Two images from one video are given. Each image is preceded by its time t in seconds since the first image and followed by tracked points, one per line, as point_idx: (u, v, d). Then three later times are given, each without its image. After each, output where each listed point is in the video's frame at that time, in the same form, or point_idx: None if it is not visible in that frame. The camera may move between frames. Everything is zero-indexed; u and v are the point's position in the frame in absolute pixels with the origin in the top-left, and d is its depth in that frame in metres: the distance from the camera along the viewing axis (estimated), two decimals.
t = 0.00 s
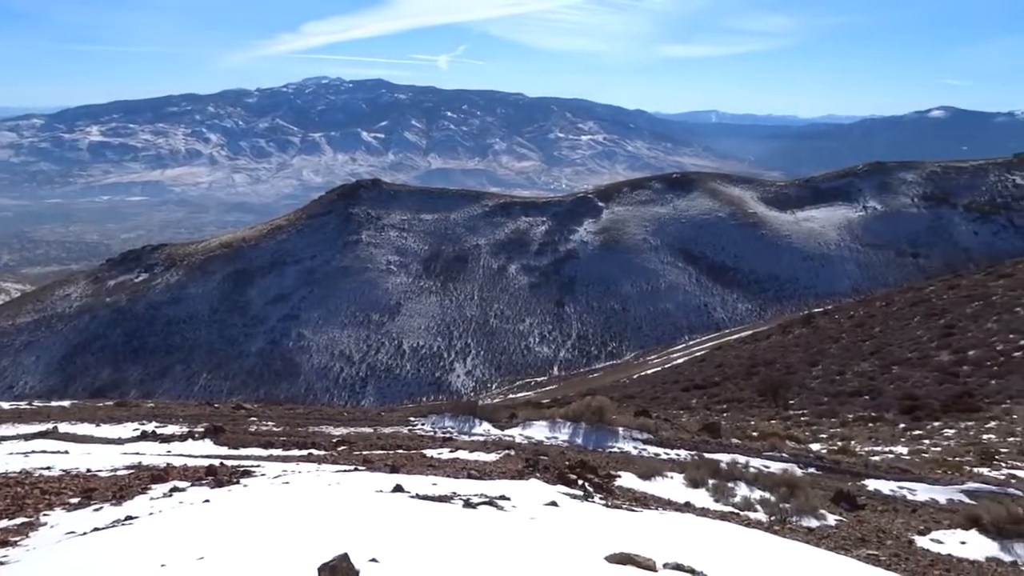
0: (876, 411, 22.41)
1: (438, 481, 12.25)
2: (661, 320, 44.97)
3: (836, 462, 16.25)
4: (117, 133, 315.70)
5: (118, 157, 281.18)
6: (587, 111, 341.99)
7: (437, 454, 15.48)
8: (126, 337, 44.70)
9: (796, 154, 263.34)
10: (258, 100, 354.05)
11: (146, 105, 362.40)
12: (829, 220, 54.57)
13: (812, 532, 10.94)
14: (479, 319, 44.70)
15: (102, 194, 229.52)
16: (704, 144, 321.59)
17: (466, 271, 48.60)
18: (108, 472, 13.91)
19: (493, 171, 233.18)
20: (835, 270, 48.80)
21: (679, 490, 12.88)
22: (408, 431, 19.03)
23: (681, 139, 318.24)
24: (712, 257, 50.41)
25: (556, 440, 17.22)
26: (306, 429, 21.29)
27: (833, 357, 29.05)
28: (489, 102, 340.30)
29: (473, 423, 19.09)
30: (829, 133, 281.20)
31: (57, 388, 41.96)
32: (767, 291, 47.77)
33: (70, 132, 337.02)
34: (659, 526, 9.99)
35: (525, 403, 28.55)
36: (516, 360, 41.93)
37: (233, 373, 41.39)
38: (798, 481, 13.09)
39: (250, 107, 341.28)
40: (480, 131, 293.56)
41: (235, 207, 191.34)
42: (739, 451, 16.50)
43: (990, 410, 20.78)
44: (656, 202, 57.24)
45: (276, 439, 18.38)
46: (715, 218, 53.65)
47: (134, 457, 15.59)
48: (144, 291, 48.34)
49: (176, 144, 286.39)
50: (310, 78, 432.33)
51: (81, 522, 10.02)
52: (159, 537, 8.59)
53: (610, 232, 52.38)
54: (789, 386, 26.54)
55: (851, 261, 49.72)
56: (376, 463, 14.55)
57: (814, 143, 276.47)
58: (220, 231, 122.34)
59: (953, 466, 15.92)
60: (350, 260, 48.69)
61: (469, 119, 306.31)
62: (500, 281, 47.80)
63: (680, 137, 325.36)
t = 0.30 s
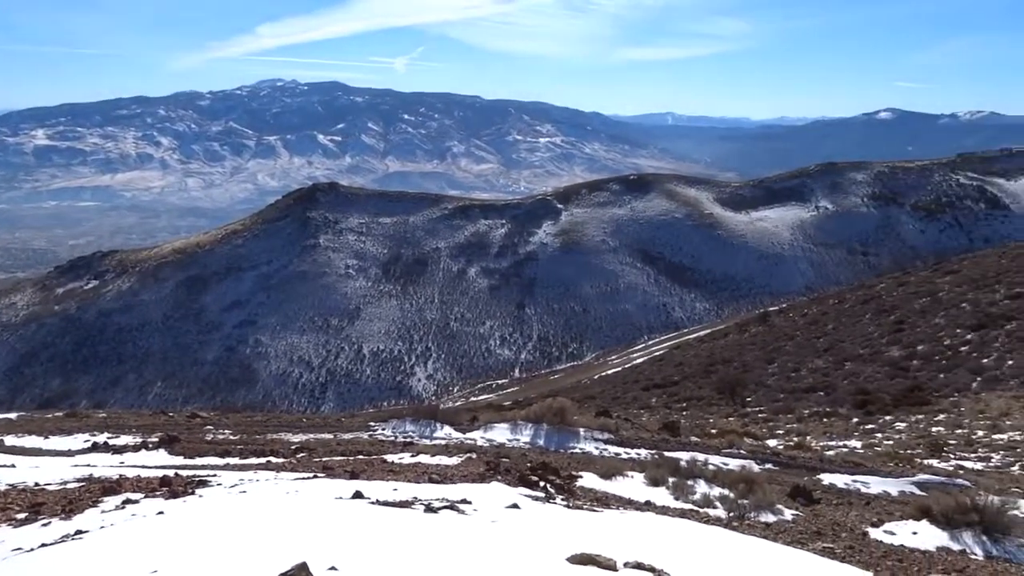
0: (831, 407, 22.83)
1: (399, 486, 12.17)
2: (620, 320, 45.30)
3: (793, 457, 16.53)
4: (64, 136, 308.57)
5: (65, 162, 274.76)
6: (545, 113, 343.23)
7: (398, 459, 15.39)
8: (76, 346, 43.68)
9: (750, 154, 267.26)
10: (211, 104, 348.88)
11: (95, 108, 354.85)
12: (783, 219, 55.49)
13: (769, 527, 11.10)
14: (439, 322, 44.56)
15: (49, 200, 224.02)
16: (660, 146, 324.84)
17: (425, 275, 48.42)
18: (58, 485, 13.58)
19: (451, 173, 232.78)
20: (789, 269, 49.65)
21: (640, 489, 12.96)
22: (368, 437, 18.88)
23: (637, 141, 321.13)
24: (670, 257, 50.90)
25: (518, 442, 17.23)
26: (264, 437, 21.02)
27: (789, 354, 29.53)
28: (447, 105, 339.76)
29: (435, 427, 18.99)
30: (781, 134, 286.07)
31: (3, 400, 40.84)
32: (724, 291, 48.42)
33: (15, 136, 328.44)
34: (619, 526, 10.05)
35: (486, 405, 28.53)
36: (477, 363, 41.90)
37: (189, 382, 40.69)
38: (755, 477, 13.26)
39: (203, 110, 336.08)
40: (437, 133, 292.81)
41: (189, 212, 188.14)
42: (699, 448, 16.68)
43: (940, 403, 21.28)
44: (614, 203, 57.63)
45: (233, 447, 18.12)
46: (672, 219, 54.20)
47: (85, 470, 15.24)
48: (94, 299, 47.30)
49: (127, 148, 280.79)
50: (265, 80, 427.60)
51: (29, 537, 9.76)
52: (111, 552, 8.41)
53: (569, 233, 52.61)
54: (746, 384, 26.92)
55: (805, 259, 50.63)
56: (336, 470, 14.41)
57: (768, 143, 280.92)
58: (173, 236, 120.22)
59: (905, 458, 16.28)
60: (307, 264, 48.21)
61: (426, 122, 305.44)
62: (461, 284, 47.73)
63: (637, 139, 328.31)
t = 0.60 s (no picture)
0: (791, 404, 23.17)
1: (362, 492, 12.07)
2: (583, 321, 45.51)
3: (754, 454, 16.74)
4: (13, 140, 301.06)
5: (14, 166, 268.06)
6: (505, 116, 343.68)
7: (361, 465, 15.26)
8: (27, 356, 42.60)
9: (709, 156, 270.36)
10: (166, 107, 343.27)
11: (45, 111, 346.68)
12: (741, 220, 56.22)
13: (731, 524, 11.23)
14: (402, 326, 44.34)
15: None
16: (620, 148, 327.30)
17: (388, 279, 48.16)
18: (9, 501, 13.23)
19: (412, 176, 231.77)
20: (748, 268, 50.36)
21: (603, 489, 13.01)
22: (331, 443, 18.69)
23: (597, 143, 323.11)
24: (631, 258, 51.25)
25: (482, 445, 17.20)
26: (224, 445, 20.72)
27: (750, 353, 29.93)
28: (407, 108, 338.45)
29: (398, 432, 18.86)
30: (739, 135, 290.01)
31: None
32: (684, 291, 48.95)
33: None
34: (584, 526, 10.09)
35: (450, 409, 28.44)
36: (441, 367, 41.77)
37: (146, 390, 39.93)
38: (717, 475, 13.38)
39: (157, 114, 330.51)
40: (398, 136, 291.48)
41: (144, 218, 184.78)
42: (662, 448, 16.81)
43: (894, 398, 21.72)
44: (575, 205, 57.87)
45: (192, 457, 17.82)
46: (633, 221, 54.59)
47: (36, 484, 14.85)
48: (45, 307, 46.18)
49: (78, 152, 274.88)
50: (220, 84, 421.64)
51: None
52: (65, 567, 8.22)
53: (531, 235, 52.72)
54: (707, 383, 27.21)
55: (763, 259, 51.37)
56: (298, 477, 14.24)
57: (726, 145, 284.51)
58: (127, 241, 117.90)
59: (862, 453, 16.57)
60: (267, 269, 47.66)
61: (387, 125, 303.87)
62: (423, 288, 47.56)
63: (597, 142, 330.35)
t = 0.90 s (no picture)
0: (750, 400, 23.50)
1: (323, 498, 11.97)
2: (545, 322, 45.68)
3: (715, 451, 16.95)
4: None
5: None
6: (465, 117, 343.32)
7: (323, 470, 15.12)
8: None
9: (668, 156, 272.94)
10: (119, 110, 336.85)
11: None
12: (700, 219, 56.86)
13: (692, 520, 11.35)
14: (364, 330, 44.05)
15: None
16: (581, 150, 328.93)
17: (348, 282, 47.83)
18: None
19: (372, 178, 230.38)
20: (707, 267, 50.99)
21: (567, 489, 13.05)
22: (292, 449, 18.50)
23: (557, 144, 324.49)
24: (592, 258, 51.55)
25: (446, 447, 17.16)
26: (182, 454, 20.40)
27: (710, 351, 30.30)
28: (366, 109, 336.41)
29: (360, 436, 18.73)
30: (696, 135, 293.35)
31: None
32: (645, 290, 49.42)
33: None
34: (547, 526, 10.13)
35: (413, 412, 28.33)
36: (403, 370, 41.58)
37: (100, 400, 39.11)
38: (678, 471, 13.51)
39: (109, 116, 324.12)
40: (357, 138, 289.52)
41: (97, 223, 181.12)
42: (625, 446, 16.93)
43: (850, 392, 22.14)
44: (536, 206, 58.04)
45: (149, 467, 17.53)
46: (594, 221, 54.90)
47: None
48: None
49: (27, 155, 268.44)
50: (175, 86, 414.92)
51: None
52: None
53: (493, 237, 52.75)
54: (668, 381, 27.47)
55: (721, 258, 52.02)
56: (258, 484, 14.08)
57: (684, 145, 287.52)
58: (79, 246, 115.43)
59: (819, 447, 16.86)
60: (225, 274, 47.03)
61: (346, 127, 301.73)
62: (385, 291, 47.32)
63: (557, 142, 331.62)
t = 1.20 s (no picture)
0: (710, 397, 23.77)
1: (284, 504, 11.86)
2: (508, 323, 45.74)
3: (677, 447, 17.12)
4: None
5: None
6: (425, 117, 342.24)
7: (284, 476, 14.97)
8: None
9: (627, 156, 274.98)
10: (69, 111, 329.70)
11: None
12: (660, 219, 57.36)
13: (655, 516, 11.46)
14: (325, 333, 43.67)
15: None
16: (541, 150, 329.99)
17: (308, 284, 47.42)
18: None
19: (331, 180, 228.44)
20: (667, 266, 51.50)
21: (531, 488, 13.09)
22: (252, 456, 18.27)
23: (517, 144, 325.10)
24: (553, 258, 51.75)
25: (409, 450, 17.08)
26: (138, 463, 20.02)
27: (671, 348, 30.60)
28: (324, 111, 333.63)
29: (322, 440, 18.55)
30: (655, 135, 295.98)
31: None
32: (607, 290, 49.76)
33: None
34: (512, 526, 10.15)
35: (375, 415, 28.14)
36: (365, 373, 41.31)
37: (52, 410, 38.17)
38: (640, 468, 13.62)
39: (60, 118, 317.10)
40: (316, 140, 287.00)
41: (48, 227, 177.04)
42: (588, 445, 17.02)
43: (807, 387, 22.51)
44: (497, 207, 58.09)
45: (104, 477, 17.17)
46: (555, 221, 55.09)
47: None
48: None
49: None
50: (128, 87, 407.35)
51: None
52: None
53: (454, 238, 52.68)
54: (630, 379, 27.67)
55: (681, 257, 52.57)
56: (218, 492, 13.89)
57: (644, 145, 289.93)
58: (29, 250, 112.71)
59: (777, 442, 17.13)
60: (181, 278, 46.31)
61: (305, 128, 299.03)
62: (346, 293, 46.99)
63: (517, 143, 332.15)
